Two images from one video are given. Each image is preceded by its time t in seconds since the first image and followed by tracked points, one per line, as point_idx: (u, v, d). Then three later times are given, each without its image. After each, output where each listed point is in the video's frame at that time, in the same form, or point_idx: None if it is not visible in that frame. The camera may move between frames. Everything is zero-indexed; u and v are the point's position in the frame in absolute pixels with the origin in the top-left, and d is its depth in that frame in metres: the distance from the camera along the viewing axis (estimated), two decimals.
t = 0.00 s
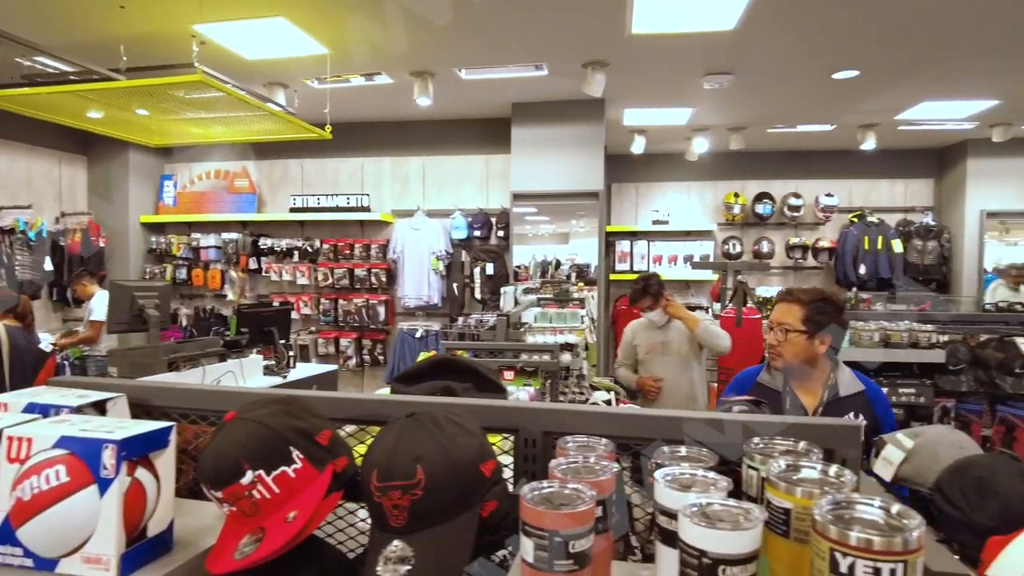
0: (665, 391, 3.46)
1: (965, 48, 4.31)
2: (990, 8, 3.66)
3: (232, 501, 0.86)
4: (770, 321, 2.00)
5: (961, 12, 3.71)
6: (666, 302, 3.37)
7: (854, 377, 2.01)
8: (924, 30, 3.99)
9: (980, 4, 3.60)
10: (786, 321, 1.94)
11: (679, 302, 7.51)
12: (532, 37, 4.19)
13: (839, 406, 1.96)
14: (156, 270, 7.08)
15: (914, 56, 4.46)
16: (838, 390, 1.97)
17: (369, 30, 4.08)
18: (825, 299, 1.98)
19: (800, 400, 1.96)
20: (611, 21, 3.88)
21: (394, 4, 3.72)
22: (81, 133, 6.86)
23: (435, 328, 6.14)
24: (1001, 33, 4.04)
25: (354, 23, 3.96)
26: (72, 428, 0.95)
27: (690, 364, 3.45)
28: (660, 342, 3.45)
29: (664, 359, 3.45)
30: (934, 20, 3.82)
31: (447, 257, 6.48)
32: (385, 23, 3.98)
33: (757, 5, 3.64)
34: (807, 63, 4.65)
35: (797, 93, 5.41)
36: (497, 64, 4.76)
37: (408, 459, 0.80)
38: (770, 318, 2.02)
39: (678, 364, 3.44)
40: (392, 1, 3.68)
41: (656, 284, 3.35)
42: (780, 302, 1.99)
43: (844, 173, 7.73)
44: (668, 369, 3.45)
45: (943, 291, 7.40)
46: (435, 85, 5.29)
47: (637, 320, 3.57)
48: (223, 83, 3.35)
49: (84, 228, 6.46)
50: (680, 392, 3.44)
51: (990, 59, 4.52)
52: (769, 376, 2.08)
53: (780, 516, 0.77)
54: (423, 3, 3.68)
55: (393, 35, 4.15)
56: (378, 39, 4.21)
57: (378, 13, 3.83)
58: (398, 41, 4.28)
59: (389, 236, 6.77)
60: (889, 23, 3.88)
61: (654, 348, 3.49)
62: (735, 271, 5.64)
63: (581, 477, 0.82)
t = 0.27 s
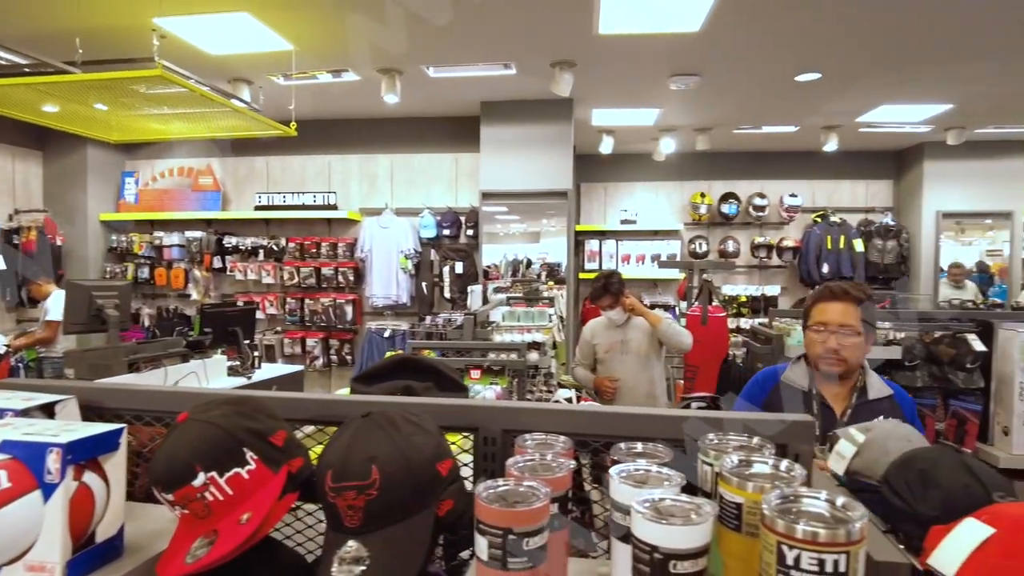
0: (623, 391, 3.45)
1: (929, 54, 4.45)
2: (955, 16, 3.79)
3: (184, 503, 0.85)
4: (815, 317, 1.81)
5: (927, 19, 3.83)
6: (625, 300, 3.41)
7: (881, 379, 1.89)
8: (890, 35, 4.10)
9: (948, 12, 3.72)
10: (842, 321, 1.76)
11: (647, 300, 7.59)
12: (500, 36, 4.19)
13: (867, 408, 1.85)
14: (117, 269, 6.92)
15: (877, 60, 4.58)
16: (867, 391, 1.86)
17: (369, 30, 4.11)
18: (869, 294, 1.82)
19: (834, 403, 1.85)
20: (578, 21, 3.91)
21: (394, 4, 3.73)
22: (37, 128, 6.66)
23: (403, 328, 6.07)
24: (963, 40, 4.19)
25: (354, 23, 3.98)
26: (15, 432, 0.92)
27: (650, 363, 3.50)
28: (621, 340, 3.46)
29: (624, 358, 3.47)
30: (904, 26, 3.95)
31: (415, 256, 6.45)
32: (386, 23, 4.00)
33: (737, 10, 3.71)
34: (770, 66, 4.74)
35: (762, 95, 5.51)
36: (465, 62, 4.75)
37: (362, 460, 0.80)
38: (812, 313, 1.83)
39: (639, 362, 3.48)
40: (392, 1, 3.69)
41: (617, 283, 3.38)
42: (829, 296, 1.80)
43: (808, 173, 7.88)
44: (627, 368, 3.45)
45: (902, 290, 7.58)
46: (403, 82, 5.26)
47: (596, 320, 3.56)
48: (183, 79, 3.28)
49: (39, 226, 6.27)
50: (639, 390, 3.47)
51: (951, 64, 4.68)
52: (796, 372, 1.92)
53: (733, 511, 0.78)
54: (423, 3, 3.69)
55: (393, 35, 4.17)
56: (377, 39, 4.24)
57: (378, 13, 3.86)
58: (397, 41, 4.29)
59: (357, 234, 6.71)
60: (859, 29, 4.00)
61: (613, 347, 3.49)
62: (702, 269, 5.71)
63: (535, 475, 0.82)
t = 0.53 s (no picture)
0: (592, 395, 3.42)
1: (894, 59, 4.58)
2: (940, 19, 3.85)
3: (135, 507, 0.83)
4: (843, 319, 1.73)
5: (897, 25, 3.94)
6: (599, 302, 3.40)
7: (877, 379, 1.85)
8: (857, 40, 4.21)
9: (907, 18, 3.82)
10: (873, 322, 1.72)
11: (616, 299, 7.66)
12: (468, 35, 4.18)
13: (872, 411, 1.80)
14: (76, 268, 6.74)
15: (842, 64, 4.69)
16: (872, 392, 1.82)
17: (366, 30, 4.11)
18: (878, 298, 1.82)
19: (849, 408, 1.78)
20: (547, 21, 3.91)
21: (394, 4, 3.74)
22: None
23: (372, 328, 6.00)
24: (926, 47, 4.33)
25: (353, 23, 3.99)
26: None
27: (621, 368, 3.48)
28: (593, 342, 3.45)
29: (595, 361, 3.46)
30: (903, 27, 3.96)
31: (384, 255, 6.39)
32: (385, 23, 4.01)
33: (720, 13, 3.78)
34: (735, 68, 4.81)
35: (729, 97, 5.60)
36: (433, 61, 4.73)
37: (318, 460, 0.79)
38: (838, 315, 1.75)
39: (610, 366, 3.46)
40: (391, 1, 3.70)
41: (589, 283, 3.39)
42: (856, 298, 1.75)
43: (773, 174, 8.03)
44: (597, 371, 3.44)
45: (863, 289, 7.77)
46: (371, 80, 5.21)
47: (569, 320, 3.56)
48: (143, 74, 3.21)
49: None
50: (608, 394, 3.44)
51: (918, 70, 4.82)
52: (802, 377, 1.82)
53: (688, 507, 0.79)
54: (423, 3, 3.70)
55: (393, 35, 4.19)
56: (378, 39, 4.27)
57: (377, 13, 3.86)
58: (397, 41, 4.31)
59: (324, 233, 6.63)
60: (834, 34, 4.11)
61: (584, 350, 3.48)
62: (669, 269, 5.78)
63: (493, 474, 0.82)
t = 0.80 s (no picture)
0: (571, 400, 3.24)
1: (861, 64, 4.70)
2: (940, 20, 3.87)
3: (85, 512, 0.80)
4: (847, 329, 1.58)
5: (897, 26, 3.96)
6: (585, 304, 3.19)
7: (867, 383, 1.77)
8: (827, 44, 4.30)
9: (868, 23, 3.91)
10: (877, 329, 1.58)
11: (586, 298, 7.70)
12: (437, 33, 4.16)
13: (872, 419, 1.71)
14: (32, 267, 6.53)
15: (810, 67, 4.78)
16: (869, 399, 1.79)
17: (367, 30, 4.14)
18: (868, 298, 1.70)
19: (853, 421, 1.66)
20: (515, 20, 3.91)
21: (393, 4, 3.75)
22: None
23: (340, 328, 5.93)
24: (891, 52, 4.44)
25: (353, 23, 4.01)
26: None
27: (605, 375, 3.27)
28: (577, 344, 3.26)
29: (578, 365, 3.27)
30: (900, 28, 3.99)
31: (352, 254, 6.32)
32: (384, 23, 4.04)
33: (706, 17, 3.84)
34: (702, 69, 4.86)
35: (698, 98, 5.67)
36: (402, 58, 4.69)
37: (275, 461, 0.78)
38: (841, 324, 1.60)
39: (592, 372, 3.26)
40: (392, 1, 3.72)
41: (578, 283, 3.19)
42: (855, 305, 1.61)
43: (738, 174, 8.15)
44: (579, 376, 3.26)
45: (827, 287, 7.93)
46: (338, 76, 5.15)
47: (558, 320, 3.39)
48: (101, 67, 3.12)
49: None
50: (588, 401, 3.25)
51: (883, 74, 4.93)
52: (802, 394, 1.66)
53: (648, 503, 0.79)
54: (423, 3, 3.71)
55: (392, 35, 4.22)
56: (378, 39, 4.29)
57: (377, 13, 3.88)
58: (397, 41, 4.33)
59: (291, 231, 6.54)
60: (816, 39, 4.20)
61: (568, 352, 3.30)
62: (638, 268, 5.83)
63: (453, 472, 0.82)
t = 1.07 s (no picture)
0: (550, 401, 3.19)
1: (831, 67, 4.80)
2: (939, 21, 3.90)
3: (29, 518, 0.77)
4: (855, 335, 1.37)
5: (898, 26, 3.99)
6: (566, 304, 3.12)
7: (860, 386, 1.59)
8: (796, 47, 4.38)
9: (829, 27, 4.00)
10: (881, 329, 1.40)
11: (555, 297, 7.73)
12: (404, 30, 4.13)
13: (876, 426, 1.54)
14: None
15: (780, 69, 4.86)
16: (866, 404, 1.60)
17: (367, 30, 4.16)
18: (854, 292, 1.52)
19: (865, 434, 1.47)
20: (483, 18, 3.90)
21: (394, 4, 3.76)
22: None
23: (306, 327, 5.86)
24: (854, 56, 4.56)
25: (353, 23, 4.02)
26: None
27: (584, 378, 3.20)
28: (558, 345, 3.20)
29: (558, 366, 3.21)
30: (906, 27, 4.00)
31: (319, 252, 6.25)
32: (384, 23, 4.05)
33: (691, 20, 3.91)
34: (668, 70, 4.91)
35: (665, 99, 5.75)
36: (368, 55, 4.65)
37: (230, 462, 0.77)
38: (846, 329, 1.39)
39: (572, 374, 3.19)
40: (393, 1, 3.73)
41: (560, 282, 3.14)
42: (855, 304, 1.41)
43: (705, 174, 8.26)
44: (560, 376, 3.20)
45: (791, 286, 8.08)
46: (304, 73, 5.08)
47: (542, 319, 3.32)
48: (58, 61, 3.03)
49: None
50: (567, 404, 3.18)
51: (844, 76, 5.04)
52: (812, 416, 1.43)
53: (606, 499, 0.80)
54: (424, 3, 3.72)
55: (392, 35, 4.23)
56: (377, 39, 4.30)
57: (378, 13, 3.88)
58: (398, 41, 4.35)
59: (256, 229, 6.43)
60: (812, 39, 4.24)
61: (550, 353, 3.24)
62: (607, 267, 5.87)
63: (411, 472, 0.81)
